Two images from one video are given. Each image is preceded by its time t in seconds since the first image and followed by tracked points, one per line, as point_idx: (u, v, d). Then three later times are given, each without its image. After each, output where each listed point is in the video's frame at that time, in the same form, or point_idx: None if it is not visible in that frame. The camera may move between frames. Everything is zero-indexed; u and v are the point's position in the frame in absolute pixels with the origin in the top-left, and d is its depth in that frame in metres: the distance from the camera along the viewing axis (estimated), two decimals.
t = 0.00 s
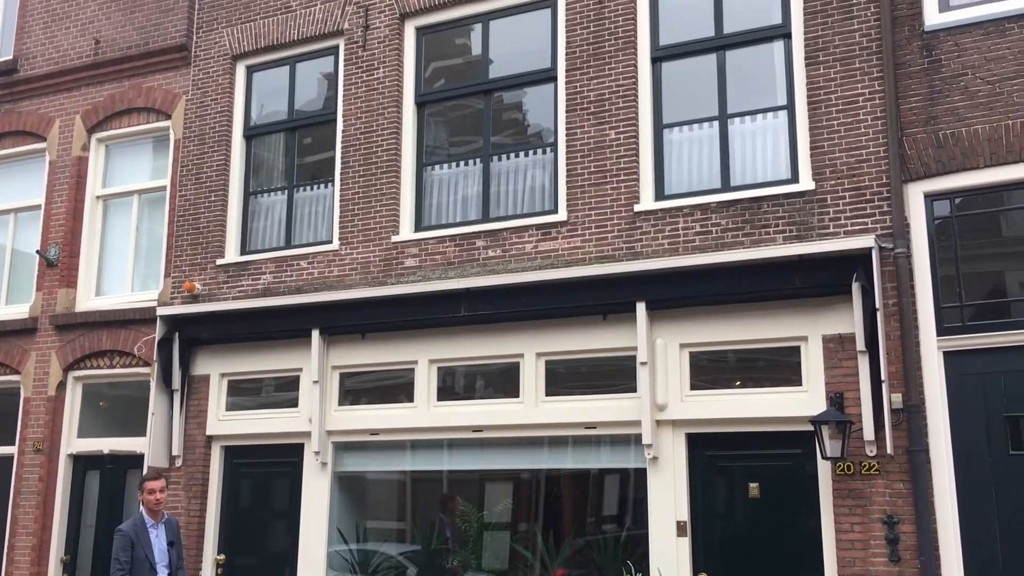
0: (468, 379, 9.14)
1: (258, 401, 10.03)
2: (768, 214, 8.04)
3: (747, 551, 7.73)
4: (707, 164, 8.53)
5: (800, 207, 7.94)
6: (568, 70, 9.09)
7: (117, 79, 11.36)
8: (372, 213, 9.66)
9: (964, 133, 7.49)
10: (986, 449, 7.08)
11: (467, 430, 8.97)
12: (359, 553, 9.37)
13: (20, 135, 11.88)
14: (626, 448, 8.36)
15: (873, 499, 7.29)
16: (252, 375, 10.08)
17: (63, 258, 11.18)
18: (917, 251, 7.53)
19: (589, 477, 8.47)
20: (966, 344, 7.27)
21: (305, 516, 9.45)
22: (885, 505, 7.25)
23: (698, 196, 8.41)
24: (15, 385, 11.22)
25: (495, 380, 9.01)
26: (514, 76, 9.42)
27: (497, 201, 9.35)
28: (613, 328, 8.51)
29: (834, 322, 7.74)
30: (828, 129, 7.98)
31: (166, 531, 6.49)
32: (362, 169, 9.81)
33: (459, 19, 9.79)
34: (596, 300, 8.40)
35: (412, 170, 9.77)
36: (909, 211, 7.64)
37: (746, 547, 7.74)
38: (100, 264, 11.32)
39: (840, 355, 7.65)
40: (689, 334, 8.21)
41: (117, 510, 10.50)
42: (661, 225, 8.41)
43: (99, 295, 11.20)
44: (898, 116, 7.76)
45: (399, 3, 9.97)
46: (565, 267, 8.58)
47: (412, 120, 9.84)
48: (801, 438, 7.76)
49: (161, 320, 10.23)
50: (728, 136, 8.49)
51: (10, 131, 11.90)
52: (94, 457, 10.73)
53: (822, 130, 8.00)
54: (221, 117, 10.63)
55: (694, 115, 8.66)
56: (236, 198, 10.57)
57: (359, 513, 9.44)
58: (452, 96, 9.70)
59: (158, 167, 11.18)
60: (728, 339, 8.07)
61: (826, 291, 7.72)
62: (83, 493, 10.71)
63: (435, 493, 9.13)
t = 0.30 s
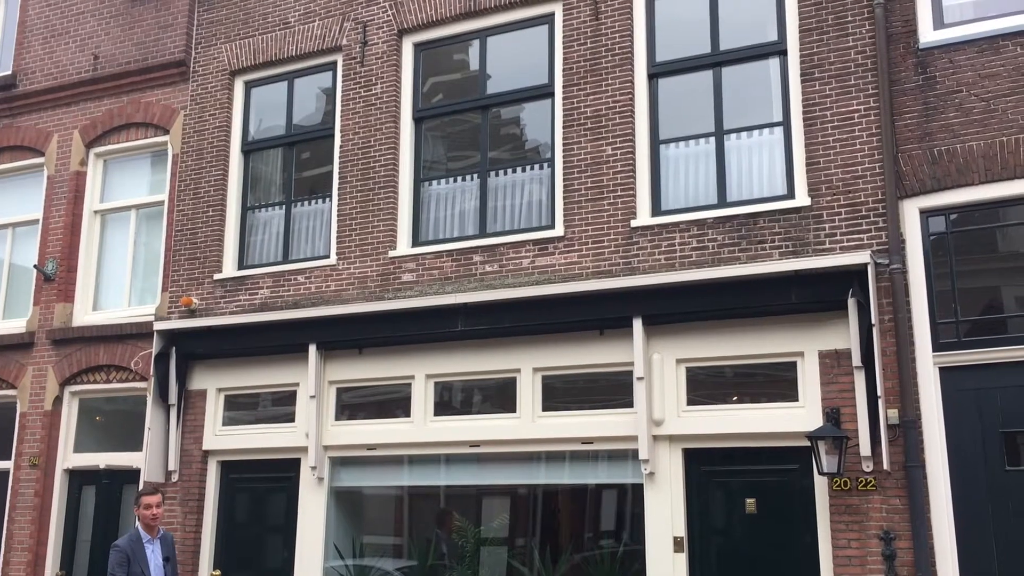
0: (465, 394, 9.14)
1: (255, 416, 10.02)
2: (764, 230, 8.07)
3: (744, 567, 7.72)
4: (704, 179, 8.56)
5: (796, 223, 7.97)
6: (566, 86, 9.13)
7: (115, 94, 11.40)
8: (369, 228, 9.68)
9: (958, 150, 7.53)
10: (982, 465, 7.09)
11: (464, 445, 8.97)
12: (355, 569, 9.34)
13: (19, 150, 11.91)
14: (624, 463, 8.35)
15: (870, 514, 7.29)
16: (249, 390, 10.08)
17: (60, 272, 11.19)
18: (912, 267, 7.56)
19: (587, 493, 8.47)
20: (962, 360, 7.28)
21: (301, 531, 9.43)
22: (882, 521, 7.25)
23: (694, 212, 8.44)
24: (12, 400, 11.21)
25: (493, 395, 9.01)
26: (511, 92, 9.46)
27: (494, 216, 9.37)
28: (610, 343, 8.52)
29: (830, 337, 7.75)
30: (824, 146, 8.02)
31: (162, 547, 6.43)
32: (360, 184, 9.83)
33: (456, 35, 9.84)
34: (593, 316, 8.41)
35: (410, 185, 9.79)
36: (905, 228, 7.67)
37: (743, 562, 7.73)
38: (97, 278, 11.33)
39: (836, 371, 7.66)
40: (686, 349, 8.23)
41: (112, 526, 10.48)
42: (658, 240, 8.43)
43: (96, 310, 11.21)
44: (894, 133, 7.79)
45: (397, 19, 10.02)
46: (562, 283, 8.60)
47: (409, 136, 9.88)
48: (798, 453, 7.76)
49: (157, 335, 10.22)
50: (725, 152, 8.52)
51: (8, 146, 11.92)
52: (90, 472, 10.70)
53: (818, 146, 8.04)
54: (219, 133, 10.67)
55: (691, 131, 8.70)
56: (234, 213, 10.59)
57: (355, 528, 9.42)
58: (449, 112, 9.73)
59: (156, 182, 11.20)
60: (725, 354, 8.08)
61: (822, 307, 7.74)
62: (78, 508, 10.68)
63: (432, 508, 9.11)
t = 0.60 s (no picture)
0: (462, 410, 9.16)
1: (252, 431, 10.04)
2: (760, 247, 8.11)
3: None
4: (700, 197, 8.61)
5: (791, 240, 8.02)
6: (562, 104, 9.19)
7: (114, 111, 11.46)
8: (367, 245, 9.72)
9: (952, 168, 7.59)
10: (978, 481, 7.11)
11: (461, 460, 8.98)
12: None
13: (18, 166, 11.96)
14: (621, 479, 8.36)
15: (866, 531, 7.31)
16: (246, 406, 10.09)
17: (59, 288, 11.21)
18: (907, 284, 7.60)
19: (584, 509, 8.47)
20: (956, 376, 7.32)
21: (298, 547, 9.43)
22: (877, 538, 7.27)
23: (690, 229, 8.48)
24: (10, 415, 11.22)
25: (489, 411, 9.03)
26: (509, 109, 9.52)
27: (491, 233, 9.41)
28: (607, 359, 8.55)
29: (825, 355, 7.78)
30: (819, 163, 8.07)
31: (159, 563, 6.41)
32: (358, 200, 9.88)
33: (454, 53, 9.91)
34: (590, 332, 8.44)
35: (407, 202, 9.83)
36: (899, 245, 7.71)
37: None
38: (95, 294, 11.36)
39: (831, 387, 7.69)
40: (682, 366, 8.26)
41: (109, 541, 10.47)
42: (654, 257, 8.47)
43: (94, 325, 11.23)
44: (888, 151, 7.85)
45: (395, 37, 10.09)
46: (559, 299, 8.63)
47: (407, 152, 9.93)
48: (794, 470, 7.78)
49: (156, 350, 10.25)
50: (720, 169, 8.57)
51: (8, 162, 11.97)
52: (87, 488, 10.70)
53: (813, 164, 8.09)
54: (218, 149, 10.72)
55: (686, 148, 8.75)
56: (232, 229, 10.63)
57: (352, 543, 9.42)
58: (447, 129, 9.79)
59: (155, 198, 11.24)
60: (721, 371, 8.11)
61: (817, 323, 7.77)
62: (75, 524, 10.67)
63: (429, 524, 9.11)
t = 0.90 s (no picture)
0: (461, 428, 9.18)
1: (251, 449, 10.04)
2: (757, 266, 8.15)
3: None
4: (697, 216, 8.66)
5: (788, 259, 8.06)
6: (560, 124, 9.25)
7: (116, 129, 11.52)
8: (366, 263, 9.76)
9: (948, 188, 7.64)
10: (975, 500, 7.13)
11: (460, 478, 8.98)
12: None
13: (19, 184, 12.00)
14: (620, 498, 8.37)
15: (864, 550, 7.32)
16: (245, 423, 10.10)
17: (58, 305, 11.24)
18: (904, 304, 7.64)
19: (583, 527, 8.47)
20: (953, 395, 7.35)
21: (296, 565, 9.41)
22: (875, 557, 7.28)
23: (688, 248, 8.53)
24: (8, 433, 11.22)
25: (488, 429, 9.04)
26: (507, 128, 9.57)
27: (490, 251, 9.45)
28: (605, 377, 8.57)
29: (823, 374, 7.81)
30: (815, 183, 8.12)
31: None
32: (357, 219, 9.92)
33: (453, 73, 9.99)
34: (588, 350, 8.47)
35: (407, 220, 9.87)
36: (896, 264, 7.75)
37: None
38: (95, 311, 11.38)
39: (829, 406, 7.72)
40: (680, 384, 8.28)
41: (107, 559, 10.45)
42: (652, 276, 8.51)
43: (93, 343, 11.25)
44: (884, 171, 7.91)
45: (395, 57, 10.17)
46: (557, 317, 8.66)
47: (407, 171, 9.98)
48: (792, 489, 7.80)
49: (155, 368, 10.28)
50: (718, 189, 8.62)
51: (9, 180, 12.02)
52: (85, 505, 10.69)
53: (810, 184, 8.14)
54: (218, 167, 10.77)
55: (684, 167, 8.80)
56: (232, 246, 10.67)
57: (351, 561, 9.41)
58: (446, 147, 9.85)
59: (155, 216, 11.28)
60: (719, 389, 8.13)
61: (815, 342, 7.80)
62: (73, 542, 10.65)
63: (428, 541, 9.09)
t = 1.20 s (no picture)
0: (461, 447, 9.16)
1: (250, 469, 10.01)
2: (757, 286, 8.16)
3: None
4: (697, 236, 8.67)
5: (788, 279, 8.07)
6: (561, 144, 9.28)
7: (117, 148, 11.55)
8: (366, 282, 9.76)
9: (947, 208, 7.66)
10: (977, 522, 7.11)
11: (459, 498, 8.95)
12: None
13: (19, 202, 12.02)
14: (619, 518, 8.34)
15: (865, 571, 7.30)
16: (244, 442, 10.07)
17: (58, 324, 11.23)
18: (904, 324, 7.65)
19: (583, 548, 8.44)
20: (954, 416, 7.34)
21: None
22: None
23: (688, 268, 8.54)
24: (6, 452, 11.18)
25: (488, 448, 9.02)
26: (508, 148, 9.59)
27: (490, 270, 9.45)
28: (605, 397, 8.56)
29: (824, 394, 7.81)
30: (815, 204, 8.15)
31: None
32: (357, 238, 9.93)
33: (453, 93, 10.03)
34: (588, 370, 8.46)
35: (407, 240, 9.88)
36: (895, 285, 7.77)
37: None
38: (94, 330, 11.37)
39: (829, 427, 7.71)
40: (681, 404, 8.27)
41: None
42: (652, 295, 8.52)
43: (92, 361, 11.24)
44: (883, 191, 7.93)
45: (396, 77, 10.21)
46: (557, 337, 8.66)
47: (407, 190, 10.00)
48: (793, 509, 7.78)
49: (155, 387, 10.26)
50: (718, 209, 8.64)
51: (9, 198, 12.04)
52: (83, 525, 10.64)
53: (810, 204, 8.16)
54: (219, 186, 10.80)
55: (684, 188, 8.83)
56: (232, 265, 10.68)
57: None
58: (446, 167, 9.87)
59: (155, 235, 11.29)
60: (719, 409, 8.12)
61: (815, 363, 7.80)
62: (70, 562, 10.60)
63: (427, 562, 9.04)
